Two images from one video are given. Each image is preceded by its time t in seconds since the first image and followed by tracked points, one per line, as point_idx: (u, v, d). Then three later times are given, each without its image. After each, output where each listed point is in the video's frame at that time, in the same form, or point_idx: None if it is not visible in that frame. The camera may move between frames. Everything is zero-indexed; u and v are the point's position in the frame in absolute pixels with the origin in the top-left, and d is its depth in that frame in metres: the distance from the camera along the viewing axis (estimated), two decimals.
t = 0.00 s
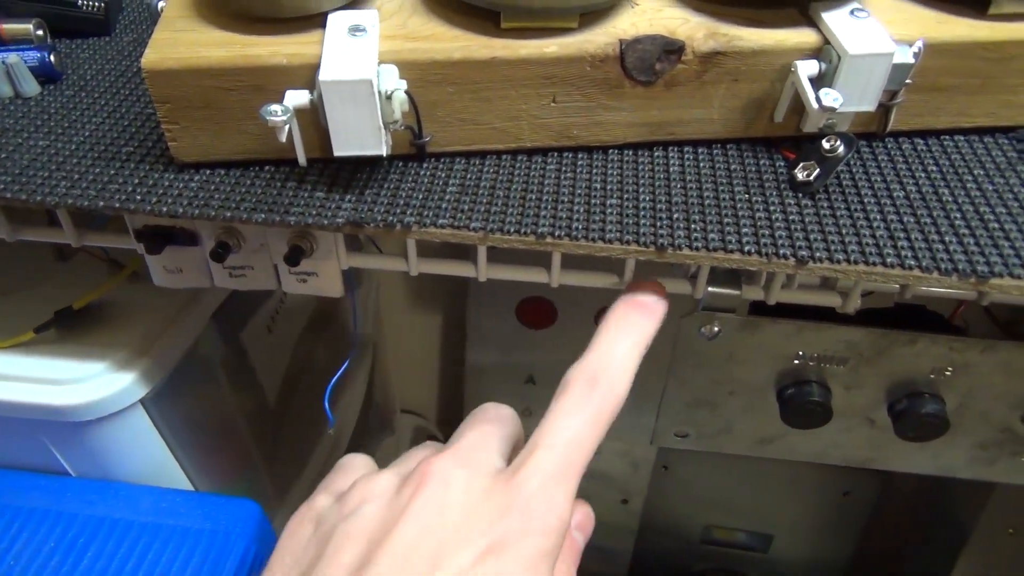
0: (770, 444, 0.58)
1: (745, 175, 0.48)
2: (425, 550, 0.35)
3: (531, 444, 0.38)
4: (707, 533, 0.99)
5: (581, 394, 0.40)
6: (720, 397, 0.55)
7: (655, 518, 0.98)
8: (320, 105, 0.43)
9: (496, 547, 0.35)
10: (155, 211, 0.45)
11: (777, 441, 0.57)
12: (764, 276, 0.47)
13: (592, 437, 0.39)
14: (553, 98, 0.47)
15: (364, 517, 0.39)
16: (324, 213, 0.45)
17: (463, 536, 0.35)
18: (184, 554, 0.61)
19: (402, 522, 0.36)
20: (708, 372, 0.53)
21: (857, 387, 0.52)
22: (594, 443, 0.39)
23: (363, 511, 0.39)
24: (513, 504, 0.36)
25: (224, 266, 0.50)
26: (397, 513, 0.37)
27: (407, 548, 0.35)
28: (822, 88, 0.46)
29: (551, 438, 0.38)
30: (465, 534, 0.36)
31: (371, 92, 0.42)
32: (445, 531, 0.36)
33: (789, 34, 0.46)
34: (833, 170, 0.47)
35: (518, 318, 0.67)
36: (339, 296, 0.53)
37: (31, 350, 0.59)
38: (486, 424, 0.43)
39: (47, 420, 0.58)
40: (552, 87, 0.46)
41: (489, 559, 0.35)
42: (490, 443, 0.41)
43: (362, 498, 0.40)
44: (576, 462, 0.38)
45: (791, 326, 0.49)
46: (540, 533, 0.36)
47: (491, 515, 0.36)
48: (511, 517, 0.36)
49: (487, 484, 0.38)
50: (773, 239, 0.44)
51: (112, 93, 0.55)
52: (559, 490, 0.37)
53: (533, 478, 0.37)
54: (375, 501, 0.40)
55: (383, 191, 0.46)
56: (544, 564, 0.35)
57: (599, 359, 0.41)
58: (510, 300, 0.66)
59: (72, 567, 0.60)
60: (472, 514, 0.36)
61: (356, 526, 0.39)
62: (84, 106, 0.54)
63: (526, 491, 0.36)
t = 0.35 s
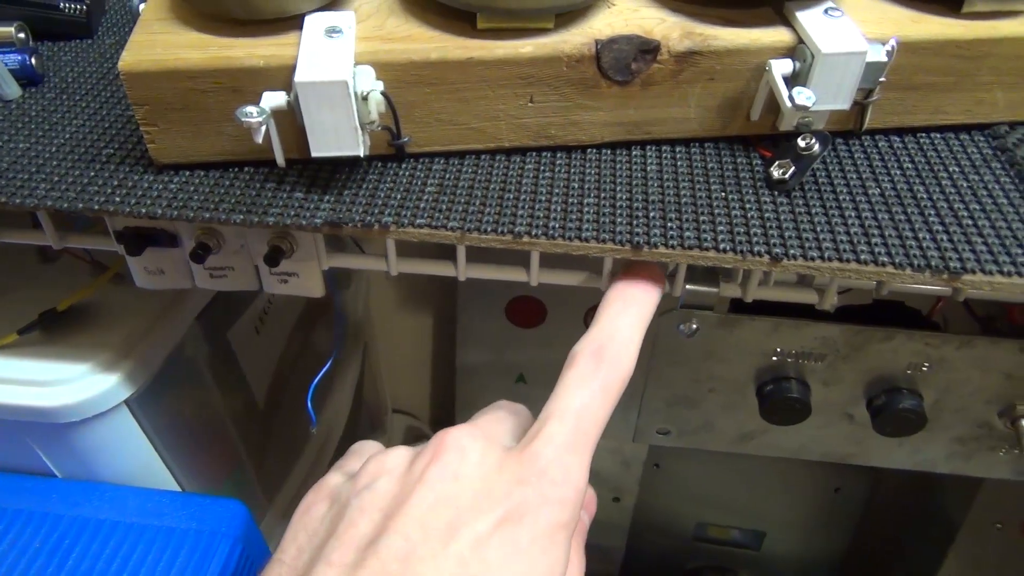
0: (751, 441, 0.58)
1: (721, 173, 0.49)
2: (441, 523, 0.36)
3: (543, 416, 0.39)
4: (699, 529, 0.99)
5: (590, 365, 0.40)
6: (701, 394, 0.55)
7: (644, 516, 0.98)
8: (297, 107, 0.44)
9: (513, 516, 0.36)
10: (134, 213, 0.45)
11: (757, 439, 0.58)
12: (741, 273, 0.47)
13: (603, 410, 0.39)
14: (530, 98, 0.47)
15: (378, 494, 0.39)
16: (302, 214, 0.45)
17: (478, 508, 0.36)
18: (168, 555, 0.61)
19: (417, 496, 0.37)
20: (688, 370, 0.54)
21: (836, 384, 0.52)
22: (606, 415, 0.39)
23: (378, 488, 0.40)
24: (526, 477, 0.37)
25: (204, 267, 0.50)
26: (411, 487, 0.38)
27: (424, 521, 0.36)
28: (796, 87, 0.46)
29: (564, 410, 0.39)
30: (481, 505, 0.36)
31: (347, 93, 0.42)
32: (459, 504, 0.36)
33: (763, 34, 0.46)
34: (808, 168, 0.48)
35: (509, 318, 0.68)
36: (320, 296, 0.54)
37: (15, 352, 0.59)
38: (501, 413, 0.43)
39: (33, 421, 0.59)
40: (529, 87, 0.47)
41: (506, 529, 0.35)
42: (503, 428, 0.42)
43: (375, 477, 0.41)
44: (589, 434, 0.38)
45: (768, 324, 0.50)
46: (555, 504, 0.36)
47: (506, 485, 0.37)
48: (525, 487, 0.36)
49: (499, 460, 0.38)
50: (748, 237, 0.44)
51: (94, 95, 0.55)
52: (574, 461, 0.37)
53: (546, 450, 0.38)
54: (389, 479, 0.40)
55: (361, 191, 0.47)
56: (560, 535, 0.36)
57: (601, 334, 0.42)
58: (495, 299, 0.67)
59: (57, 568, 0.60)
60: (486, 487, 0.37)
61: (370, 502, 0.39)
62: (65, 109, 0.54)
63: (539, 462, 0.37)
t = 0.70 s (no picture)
0: (732, 438, 0.59)
1: (699, 172, 0.49)
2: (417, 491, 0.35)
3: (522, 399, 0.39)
4: (694, 526, 1.00)
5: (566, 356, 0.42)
6: (682, 391, 0.56)
7: (634, 514, 0.99)
8: (277, 109, 0.44)
9: (487, 488, 0.34)
10: (117, 215, 0.45)
11: (738, 435, 0.58)
12: (718, 271, 0.48)
13: (581, 398, 0.40)
14: (509, 99, 0.48)
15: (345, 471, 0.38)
16: (283, 215, 0.45)
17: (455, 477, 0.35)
18: (156, 554, 0.62)
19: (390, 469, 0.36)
20: (669, 368, 0.54)
21: (814, 380, 0.53)
22: (583, 401, 0.40)
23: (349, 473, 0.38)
24: (503, 448, 0.36)
25: (188, 268, 0.51)
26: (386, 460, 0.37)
27: (395, 497, 0.34)
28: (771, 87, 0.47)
29: (541, 391, 0.39)
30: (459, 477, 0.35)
31: (326, 94, 0.42)
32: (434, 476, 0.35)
33: (737, 34, 0.47)
34: (783, 167, 0.48)
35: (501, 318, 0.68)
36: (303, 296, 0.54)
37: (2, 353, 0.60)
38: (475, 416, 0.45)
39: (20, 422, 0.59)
40: (507, 88, 0.47)
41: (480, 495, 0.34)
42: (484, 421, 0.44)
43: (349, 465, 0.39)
44: (565, 417, 0.39)
45: (746, 321, 0.50)
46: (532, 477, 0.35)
47: (485, 456, 0.36)
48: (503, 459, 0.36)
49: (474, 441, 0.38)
50: (724, 235, 0.45)
51: (79, 98, 0.56)
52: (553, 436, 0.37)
53: (525, 425, 0.37)
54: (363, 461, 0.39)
55: (342, 192, 0.47)
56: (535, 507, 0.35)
57: (579, 329, 0.43)
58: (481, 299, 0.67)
59: (45, 567, 0.61)
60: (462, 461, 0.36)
61: (344, 485, 0.38)
62: (50, 112, 0.54)
63: (517, 436, 0.37)
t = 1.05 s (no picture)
0: (716, 443, 0.59)
1: (674, 179, 0.50)
2: (404, 476, 0.39)
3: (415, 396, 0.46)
4: (699, 528, 0.99)
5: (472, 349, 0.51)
6: (663, 396, 0.56)
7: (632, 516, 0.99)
8: (251, 121, 0.45)
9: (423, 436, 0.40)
10: (98, 227, 0.46)
11: (721, 440, 0.59)
12: (692, 277, 0.48)
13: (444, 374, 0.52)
14: (484, 108, 0.48)
15: (325, 506, 0.40)
16: (260, 225, 0.46)
17: (423, 446, 0.40)
18: (145, 558, 0.63)
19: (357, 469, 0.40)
20: (649, 374, 0.55)
21: (793, 385, 0.53)
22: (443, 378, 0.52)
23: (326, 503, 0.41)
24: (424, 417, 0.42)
25: (172, 277, 0.52)
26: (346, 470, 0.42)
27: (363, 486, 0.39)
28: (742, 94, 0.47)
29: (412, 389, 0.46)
30: (428, 441, 0.40)
31: (298, 107, 0.43)
32: (406, 456, 0.40)
33: (709, 42, 0.47)
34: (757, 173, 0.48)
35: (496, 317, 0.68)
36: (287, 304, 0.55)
37: None
38: (396, 394, 0.50)
39: (12, 430, 0.60)
40: (482, 97, 0.48)
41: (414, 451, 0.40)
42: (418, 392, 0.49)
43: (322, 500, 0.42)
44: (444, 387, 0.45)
45: (722, 327, 0.51)
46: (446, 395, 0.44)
47: (437, 412, 0.41)
48: (456, 406, 0.41)
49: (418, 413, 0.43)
50: (696, 242, 0.45)
51: (66, 112, 0.57)
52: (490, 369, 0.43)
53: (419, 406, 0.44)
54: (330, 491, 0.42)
55: (319, 202, 0.48)
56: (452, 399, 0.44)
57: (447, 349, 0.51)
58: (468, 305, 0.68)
59: (39, 573, 0.62)
60: (417, 429, 0.41)
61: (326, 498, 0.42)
62: (37, 125, 0.55)
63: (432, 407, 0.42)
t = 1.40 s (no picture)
0: (705, 460, 0.58)
1: (661, 195, 0.49)
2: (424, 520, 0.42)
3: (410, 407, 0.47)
4: (705, 535, 0.98)
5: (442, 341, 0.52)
6: (651, 413, 0.55)
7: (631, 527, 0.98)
8: (230, 136, 0.44)
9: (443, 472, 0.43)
10: (77, 241, 0.46)
11: (710, 458, 0.58)
12: (679, 296, 0.47)
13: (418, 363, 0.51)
14: (467, 123, 0.47)
15: (331, 525, 0.42)
16: (240, 240, 0.46)
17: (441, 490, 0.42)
18: (133, 565, 0.63)
19: (375, 495, 0.42)
20: (636, 391, 0.54)
21: (783, 405, 0.52)
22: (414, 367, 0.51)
23: (328, 518, 0.43)
24: (438, 445, 0.44)
25: (154, 290, 0.51)
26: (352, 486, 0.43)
27: (382, 517, 0.42)
28: (730, 111, 0.46)
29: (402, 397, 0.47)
30: (444, 485, 0.42)
31: (276, 123, 0.43)
32: (424, 499, 0.42)
33: (697, 57, 0.46)
34: (747, 189, 0.48)
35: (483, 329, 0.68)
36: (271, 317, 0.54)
37: None
38: (364, 369, 0.49)
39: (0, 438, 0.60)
40: (466, 112, 0.47)
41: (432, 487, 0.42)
42: (390, 374, 0.48)
43: (316, 507, 0.44)
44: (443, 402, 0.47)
45: (710, 345, 0.50)
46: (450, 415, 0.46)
47: (451, 455, 0.43)
48: (468, 451, 0.43)
49: (417, 433, 0.45)
50: (681, 261, 0.44)
51: (52, 121, 0.56)
52: (495, 405, 0.46)
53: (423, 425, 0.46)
54: (328, 502, 0.43)
55: (300, 218, 0.47)
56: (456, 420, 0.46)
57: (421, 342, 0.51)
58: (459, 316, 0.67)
59: None
60: (430, 467, 0.43)
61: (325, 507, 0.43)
62: (23, 135, 0.55)
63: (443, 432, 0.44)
